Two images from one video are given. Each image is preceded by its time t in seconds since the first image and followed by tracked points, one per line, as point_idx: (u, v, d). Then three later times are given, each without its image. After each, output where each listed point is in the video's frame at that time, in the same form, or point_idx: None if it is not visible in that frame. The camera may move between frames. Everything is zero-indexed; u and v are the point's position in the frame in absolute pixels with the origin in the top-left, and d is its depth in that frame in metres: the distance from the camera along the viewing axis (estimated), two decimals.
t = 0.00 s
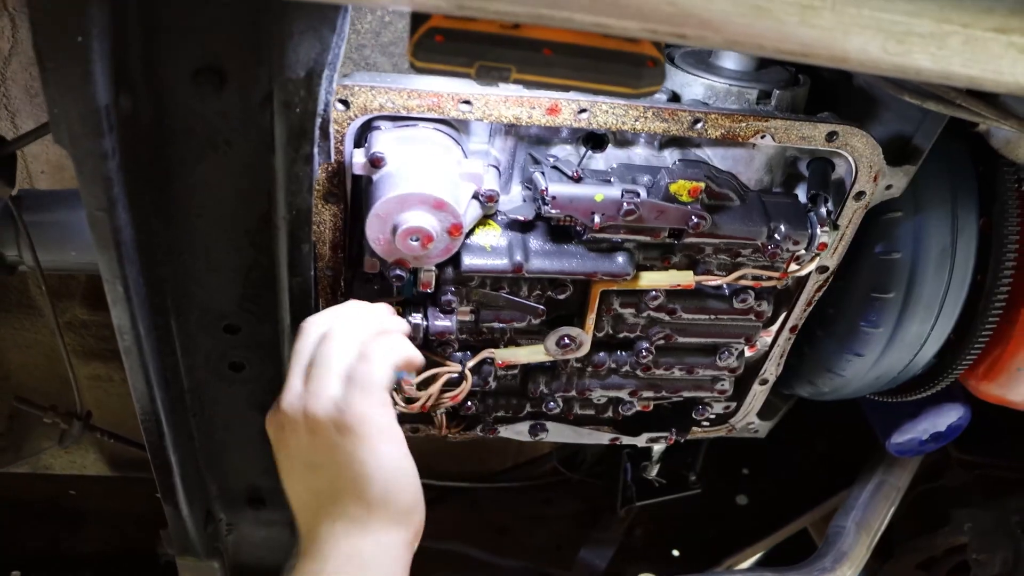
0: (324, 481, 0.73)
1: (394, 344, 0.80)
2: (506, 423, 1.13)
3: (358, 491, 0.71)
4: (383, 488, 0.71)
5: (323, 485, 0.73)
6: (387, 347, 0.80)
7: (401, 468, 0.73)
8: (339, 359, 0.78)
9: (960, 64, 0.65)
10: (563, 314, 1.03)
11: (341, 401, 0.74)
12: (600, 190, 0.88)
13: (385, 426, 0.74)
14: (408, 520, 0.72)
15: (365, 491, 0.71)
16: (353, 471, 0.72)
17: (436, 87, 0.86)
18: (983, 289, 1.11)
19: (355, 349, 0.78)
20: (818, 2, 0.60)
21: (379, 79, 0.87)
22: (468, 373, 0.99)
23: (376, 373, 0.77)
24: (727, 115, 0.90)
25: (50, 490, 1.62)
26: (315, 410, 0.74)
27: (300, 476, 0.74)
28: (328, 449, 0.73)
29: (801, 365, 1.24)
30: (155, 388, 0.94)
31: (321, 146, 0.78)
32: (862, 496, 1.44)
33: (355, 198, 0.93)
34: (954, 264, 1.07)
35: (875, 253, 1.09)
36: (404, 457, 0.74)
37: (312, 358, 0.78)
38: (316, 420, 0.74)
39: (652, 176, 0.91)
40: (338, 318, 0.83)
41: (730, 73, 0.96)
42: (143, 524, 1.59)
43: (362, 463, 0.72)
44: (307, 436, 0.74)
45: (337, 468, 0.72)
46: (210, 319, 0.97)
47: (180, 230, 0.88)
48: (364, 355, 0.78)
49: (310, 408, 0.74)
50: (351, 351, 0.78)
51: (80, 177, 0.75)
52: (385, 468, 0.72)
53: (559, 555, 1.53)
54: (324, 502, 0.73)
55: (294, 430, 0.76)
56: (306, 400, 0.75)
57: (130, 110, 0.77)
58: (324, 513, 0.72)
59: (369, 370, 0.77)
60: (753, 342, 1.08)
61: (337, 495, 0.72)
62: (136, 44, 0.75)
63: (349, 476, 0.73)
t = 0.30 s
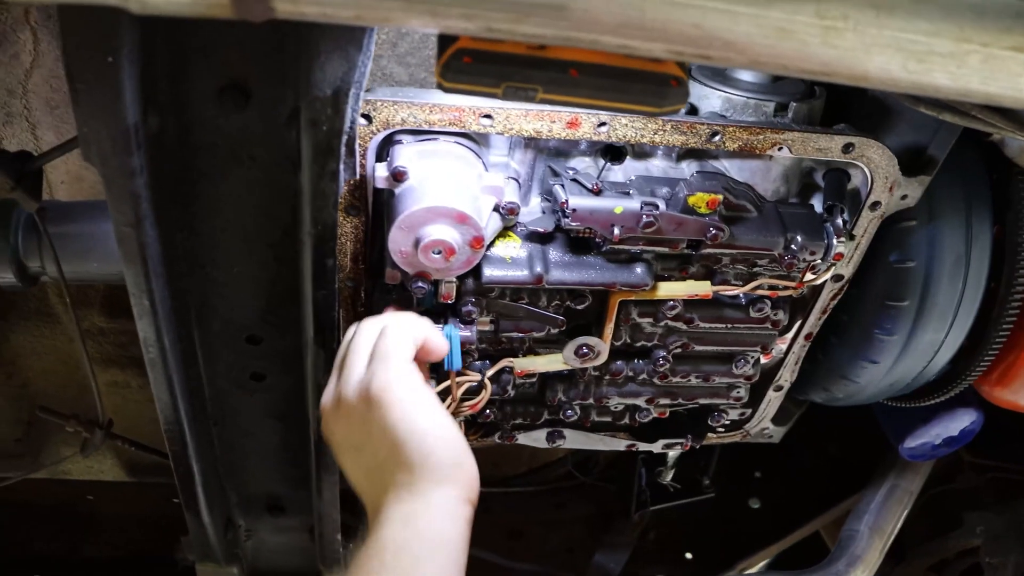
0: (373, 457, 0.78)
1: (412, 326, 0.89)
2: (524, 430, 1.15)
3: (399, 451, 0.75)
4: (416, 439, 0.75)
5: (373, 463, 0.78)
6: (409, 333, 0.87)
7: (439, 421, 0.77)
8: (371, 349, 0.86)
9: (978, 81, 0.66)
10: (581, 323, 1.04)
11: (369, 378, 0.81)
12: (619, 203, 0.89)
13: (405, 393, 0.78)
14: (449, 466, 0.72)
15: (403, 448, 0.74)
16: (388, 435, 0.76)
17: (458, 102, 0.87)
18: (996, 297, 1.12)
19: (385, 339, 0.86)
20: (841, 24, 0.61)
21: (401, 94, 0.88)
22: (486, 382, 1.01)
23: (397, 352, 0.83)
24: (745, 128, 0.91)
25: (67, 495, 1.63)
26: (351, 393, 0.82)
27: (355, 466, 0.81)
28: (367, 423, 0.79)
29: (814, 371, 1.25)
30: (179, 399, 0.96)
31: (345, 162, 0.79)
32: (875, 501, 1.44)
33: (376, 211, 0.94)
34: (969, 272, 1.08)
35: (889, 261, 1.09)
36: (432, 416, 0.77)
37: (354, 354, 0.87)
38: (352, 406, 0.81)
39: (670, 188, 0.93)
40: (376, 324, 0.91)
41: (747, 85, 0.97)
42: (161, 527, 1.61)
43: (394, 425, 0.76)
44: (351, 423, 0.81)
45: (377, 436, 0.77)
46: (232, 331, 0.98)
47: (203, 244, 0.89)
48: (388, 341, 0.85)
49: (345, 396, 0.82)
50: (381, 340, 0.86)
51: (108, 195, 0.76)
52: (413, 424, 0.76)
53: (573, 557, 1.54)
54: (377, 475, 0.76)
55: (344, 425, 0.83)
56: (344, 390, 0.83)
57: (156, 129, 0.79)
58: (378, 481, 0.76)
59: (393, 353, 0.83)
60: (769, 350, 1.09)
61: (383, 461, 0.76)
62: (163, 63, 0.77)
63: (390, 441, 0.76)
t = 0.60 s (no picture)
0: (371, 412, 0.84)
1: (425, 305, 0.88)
2: (530, 436, 1.15)
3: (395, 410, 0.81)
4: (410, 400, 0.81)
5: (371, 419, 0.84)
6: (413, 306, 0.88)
7: (433, 385, 0.82)
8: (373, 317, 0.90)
9: (984, 94, 0.66)
10: (586, 331, 1.04)
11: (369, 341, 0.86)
12: (625, 211, 0.89)
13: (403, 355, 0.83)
14: (439, 423, 0.80)
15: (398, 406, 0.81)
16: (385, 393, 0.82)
17: (463, 112, 0.86)
18: (1002, 302, 1.11)
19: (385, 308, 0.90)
20: (846, 38, 0.61)
21: (405, 103, 0.88)
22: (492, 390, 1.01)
23: (400, 315, 0.86)
24: (750, 136, 0.91)
25: (73, 498, 1.64)
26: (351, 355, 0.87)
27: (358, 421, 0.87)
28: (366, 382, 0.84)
29: (820, 376, 1.26)
30: (186, 407, 0.96)
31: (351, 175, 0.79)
32: (880, 504, 1.44)
33: (382, 219, 0.94)
34: (974, 276, 1.08)
35: (895, 267, 1.10)
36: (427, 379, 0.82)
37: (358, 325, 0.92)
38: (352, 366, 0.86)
39: (675, 197, 0.93)
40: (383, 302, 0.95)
41: (752, 92, 0.96)
42: (169, 530, 1.62)
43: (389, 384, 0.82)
44: (352, 382, 0.87)
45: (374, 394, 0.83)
46: (238, 339, 0.98)
47: (210, 254, 0.90)
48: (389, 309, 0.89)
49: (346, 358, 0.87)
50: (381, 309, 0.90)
51: (116, 208, 0.76)
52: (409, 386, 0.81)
53: (578, 559, 1.55)
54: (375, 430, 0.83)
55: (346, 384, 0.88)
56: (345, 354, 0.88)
57: (164, 141, 0.79)
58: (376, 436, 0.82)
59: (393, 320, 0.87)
60: (774, 356, 1.09)
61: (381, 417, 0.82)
62: (169, 76, 0.77)
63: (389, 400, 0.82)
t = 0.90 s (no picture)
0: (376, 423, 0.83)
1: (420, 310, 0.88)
2: (529, 445, 1.15)
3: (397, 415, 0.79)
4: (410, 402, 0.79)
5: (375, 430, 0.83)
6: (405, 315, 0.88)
7: (433, 386, 0.81)
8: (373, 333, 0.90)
9: (981, 109, 0.65)
10: (585, 341, 1.04)
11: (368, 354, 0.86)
12: (624, 223, 0.89)
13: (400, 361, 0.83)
14: (439, 421, 0.77)
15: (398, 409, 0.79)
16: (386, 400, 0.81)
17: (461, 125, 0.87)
18: (1003, 311, 1.11)
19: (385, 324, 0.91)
20: (843, 55, 0.61)
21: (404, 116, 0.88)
22: (491, 400, 1.01)
23: (392, 323, 0.86)
24: (749, 148, 0.91)
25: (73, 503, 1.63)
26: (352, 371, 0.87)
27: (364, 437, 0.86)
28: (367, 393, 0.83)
29: (820, 385, 1.25)
30: (187, 419, 0.96)
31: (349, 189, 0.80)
32: (882, 511, 1.44)
33: (381, 231, 0.95)
34: (974, 285, 1.08)
35: (895, 276, 1.09)
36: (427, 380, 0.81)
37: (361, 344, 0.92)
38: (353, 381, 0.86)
39: (674, 208, 0.93)
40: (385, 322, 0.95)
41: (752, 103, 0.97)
42: (173, 535, 1.63)
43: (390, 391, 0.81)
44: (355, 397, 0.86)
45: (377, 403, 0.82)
46: (238, 350, 0.98)
47: (210, 266, 0.90)
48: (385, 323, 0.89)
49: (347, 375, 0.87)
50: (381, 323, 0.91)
51: (115, 223, 0.76)
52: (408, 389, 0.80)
53: (579, 565, 1.56)
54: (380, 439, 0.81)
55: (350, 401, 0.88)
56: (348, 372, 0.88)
57: (162, 156, 0.79)
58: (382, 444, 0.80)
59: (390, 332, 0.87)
60: (774, 365, 1.09)
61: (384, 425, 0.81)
62: (167, 92, 0.77)
63: (388, 405, 0.81)
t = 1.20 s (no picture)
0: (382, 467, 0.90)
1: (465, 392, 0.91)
2: (525, 450, 1.14)
3: (413, 475, 0.88)
4: (434, 471, 0.88)
5: (379, 471, 0.90)
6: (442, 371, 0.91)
7: (450, 454, 0.89)
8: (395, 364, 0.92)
9: (975, 116, 0.65)
10: (580, 347, 1.03)
11: (397, 403, 0.89)
12: (617, 229, 0.89)
13: (436, 426, 0.88)
14: (449, 499, 0.88)
15: (420, 475, 0.87)
16: (405, 458, 0.88)
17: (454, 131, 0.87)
18: (1001, 314, 1.10)
19: (409, 357, 0.92)
20: (834, 62, 0.61)
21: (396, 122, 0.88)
22: (486, 406, 1.00)
23: (411, 378, 0.90)
24: (743, 153, 0.91)
25: (73, 509, 1.63)
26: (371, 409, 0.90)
27: (356, 460, 0.92)
28: (387, 440, 0.89)
29: (817, 389, 1.25)
30: (180, 425, 0.96)
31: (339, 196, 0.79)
32: (880, 514, 1.43)
33: (374, 238, 0.94)
34: (971, 289, 1.07)
35: (892, 280, 1.08)
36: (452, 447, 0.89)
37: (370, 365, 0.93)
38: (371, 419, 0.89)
39: (668, 214, 0.92)
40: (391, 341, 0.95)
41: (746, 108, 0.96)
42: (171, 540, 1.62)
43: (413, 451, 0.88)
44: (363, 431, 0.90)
45: (395, 454, 0.88)
46: (232, 356, 0.98)
47: (201, 273, 0.90)
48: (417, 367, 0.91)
49: (365, 409, 0.90)
50: (404, 358, 0.92)
51: (105, 230, 0.76)
52: (434, 455, 0.88)
53: (577, 568, 1.56)
54: (385, 484, 0.89)
55: (352, 426, 0.92)
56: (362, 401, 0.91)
57: (153, 162, 0.79)
58: (387, 489, 0.89)
59: (418, 381, 0.90)
60: (770, 371, 1.09)
61: (394, 476, 0.89)
62: (157, 98, 0.77)
63: (403, 469, 0.88)
